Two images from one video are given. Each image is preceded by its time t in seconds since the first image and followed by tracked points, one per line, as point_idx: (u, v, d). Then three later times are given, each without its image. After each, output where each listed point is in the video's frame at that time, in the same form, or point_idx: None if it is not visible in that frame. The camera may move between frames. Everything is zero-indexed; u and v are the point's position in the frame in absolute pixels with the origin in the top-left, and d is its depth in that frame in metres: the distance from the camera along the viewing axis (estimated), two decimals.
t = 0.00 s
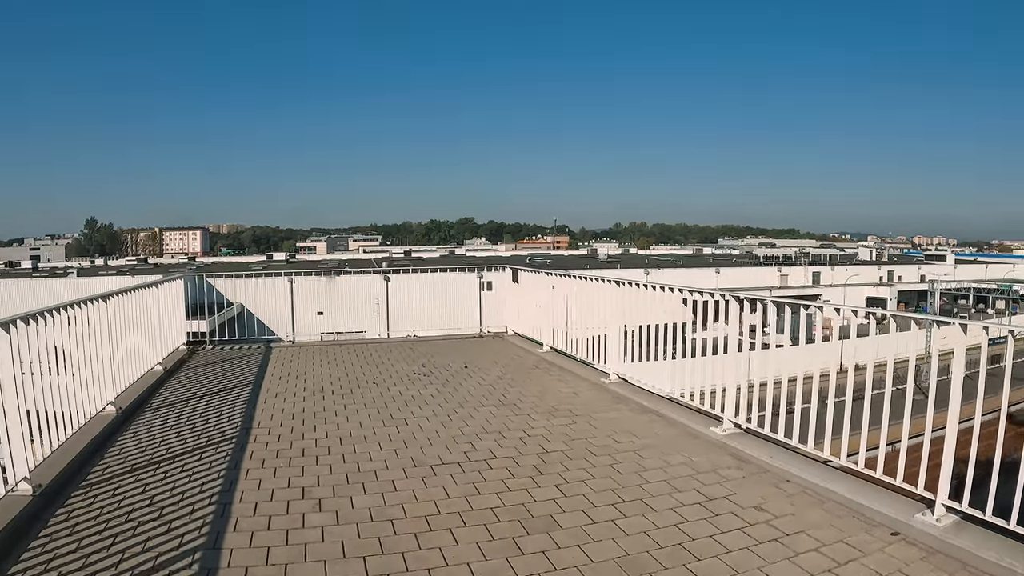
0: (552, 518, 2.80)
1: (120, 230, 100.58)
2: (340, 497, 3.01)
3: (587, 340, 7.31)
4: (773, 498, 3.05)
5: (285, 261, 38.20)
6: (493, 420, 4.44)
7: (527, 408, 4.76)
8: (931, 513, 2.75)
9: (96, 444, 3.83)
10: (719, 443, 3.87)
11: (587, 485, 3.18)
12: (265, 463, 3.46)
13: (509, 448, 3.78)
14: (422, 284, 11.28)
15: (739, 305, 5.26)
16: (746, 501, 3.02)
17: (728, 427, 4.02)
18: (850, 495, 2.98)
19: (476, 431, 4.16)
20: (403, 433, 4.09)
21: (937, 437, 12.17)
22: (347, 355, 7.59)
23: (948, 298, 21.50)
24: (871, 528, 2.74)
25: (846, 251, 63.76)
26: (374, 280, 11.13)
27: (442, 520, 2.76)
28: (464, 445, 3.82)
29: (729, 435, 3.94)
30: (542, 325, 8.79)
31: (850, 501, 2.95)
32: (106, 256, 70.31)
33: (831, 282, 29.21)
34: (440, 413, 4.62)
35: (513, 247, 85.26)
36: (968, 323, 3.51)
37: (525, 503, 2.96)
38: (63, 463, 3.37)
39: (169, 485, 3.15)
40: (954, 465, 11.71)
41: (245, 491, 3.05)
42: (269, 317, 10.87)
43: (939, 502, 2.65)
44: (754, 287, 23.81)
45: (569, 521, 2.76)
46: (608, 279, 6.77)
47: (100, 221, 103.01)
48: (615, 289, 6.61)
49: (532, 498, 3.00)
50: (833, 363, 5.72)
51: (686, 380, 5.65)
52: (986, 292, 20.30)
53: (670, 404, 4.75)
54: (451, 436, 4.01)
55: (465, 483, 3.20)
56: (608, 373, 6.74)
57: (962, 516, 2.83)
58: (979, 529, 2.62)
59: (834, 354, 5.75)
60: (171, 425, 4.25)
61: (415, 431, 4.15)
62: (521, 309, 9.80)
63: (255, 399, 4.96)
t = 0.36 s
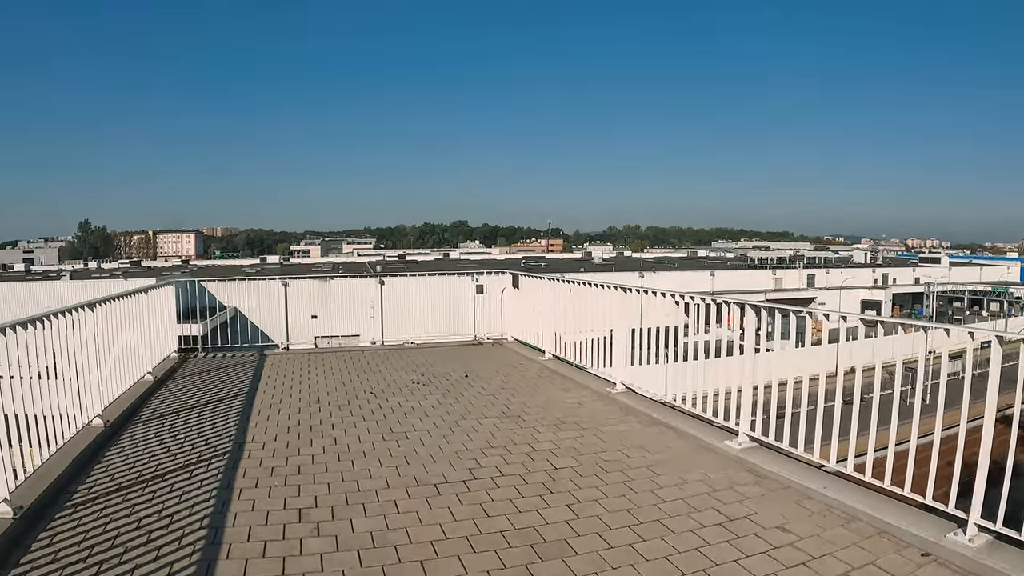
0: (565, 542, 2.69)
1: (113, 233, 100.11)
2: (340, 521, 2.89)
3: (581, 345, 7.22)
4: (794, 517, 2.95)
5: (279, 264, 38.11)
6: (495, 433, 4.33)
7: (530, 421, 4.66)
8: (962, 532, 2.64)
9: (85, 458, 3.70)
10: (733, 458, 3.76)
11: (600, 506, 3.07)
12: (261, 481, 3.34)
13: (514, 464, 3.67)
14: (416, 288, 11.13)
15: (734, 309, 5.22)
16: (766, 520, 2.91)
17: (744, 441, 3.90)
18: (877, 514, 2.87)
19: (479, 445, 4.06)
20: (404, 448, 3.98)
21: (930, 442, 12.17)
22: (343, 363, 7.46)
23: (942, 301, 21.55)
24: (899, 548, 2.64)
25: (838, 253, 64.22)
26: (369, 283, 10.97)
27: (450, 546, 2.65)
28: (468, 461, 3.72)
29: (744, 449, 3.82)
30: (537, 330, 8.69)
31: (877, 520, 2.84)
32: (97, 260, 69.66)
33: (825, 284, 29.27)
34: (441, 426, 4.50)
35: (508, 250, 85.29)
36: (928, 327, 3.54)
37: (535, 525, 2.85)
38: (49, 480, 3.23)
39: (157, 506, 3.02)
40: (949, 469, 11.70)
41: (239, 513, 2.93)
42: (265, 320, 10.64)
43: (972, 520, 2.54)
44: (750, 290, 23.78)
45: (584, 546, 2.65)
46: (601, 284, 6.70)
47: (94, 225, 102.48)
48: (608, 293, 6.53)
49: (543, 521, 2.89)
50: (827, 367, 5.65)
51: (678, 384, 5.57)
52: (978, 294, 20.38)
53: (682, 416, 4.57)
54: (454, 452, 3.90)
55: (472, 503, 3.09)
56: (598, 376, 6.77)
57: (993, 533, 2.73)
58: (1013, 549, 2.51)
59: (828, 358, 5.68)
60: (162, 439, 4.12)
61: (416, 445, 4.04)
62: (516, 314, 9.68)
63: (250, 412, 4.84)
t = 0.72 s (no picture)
0: (563, 566, 2.58)
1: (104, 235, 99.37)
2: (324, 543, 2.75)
3: (574, 348, 7.10)
4: (808, 536, 2.84)
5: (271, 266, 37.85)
6: (488, 444, 4.20)
7: (524, 430, 4.54)
8: (987, 551, 2.54)
9: (58, 469, 3.54)
10: (740, 470, 3.65)
11: (601, 524, 2.96)
12: (242, 497, 3.21)
13: (509, 479, 3.55)
14: (408, 290, 10.98)
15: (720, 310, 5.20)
16: (779, 540, 2.80)
17: (751, 451, 3.79)
18: (897, 532, 2.77)
19: (471, 456, 3.93)
20: (393, 460, 3.85)
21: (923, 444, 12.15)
22: (333, 369, 7.32)
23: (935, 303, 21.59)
24: (920, 569, 2.53)
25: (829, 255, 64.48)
26: (361, 285, 10.81)
27: (443, 570, 2.53)
28: (460, 475, 3.59)
29: (751, 461, 3.72)
30: (529, 332, 8.57)
31: (896, 538, 2.74)
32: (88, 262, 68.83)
33: (818, 286, 29.31)
34: (432, 436, 4.37)
35: (501, 252, 85.20)
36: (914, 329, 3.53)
37: (532, 547, 2.73)
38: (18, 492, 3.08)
39: (129, 524, 2.88)
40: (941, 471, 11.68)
41: (218, 532, 2.80)
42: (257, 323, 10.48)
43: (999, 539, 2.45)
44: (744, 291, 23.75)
45: (584, 570, 2.54)
46: (594, 286, 6.59)
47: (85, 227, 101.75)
48: (601, 295, 6.42)
49: (540, 541, 2.78)
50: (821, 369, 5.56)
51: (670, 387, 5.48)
52: (970, 296, 20.44)
53: (686, 425, 4.45)
54: (445, 464, 3.78)
55: (465, 522, 2.97)
56: (587, 377, 6.72)
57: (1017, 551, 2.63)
58: None
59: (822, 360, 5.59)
60: (139, 449, 3.97)
61: (406, 457, 3.91)
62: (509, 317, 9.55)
63: (233, 420, 4.69)
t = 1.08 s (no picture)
0: None
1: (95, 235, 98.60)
2: (310, 568, 2.64)
3: (569, 351, 7.00)
4: (829, 558, 2.75)
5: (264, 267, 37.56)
6: (484, 457, 4.09)
7: (521, 442, 4.43)
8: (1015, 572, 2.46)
9: (32, 484, 3.40)
10: (751, 484, 3.57)
11: (607, 546, 2.85)
12: (225, 517, 3.08)
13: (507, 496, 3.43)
14: (402, 292, 10.83)
15: (714, 313, 5.11)
16: (797, 562, 2.71)
17: (761, 465, 3.71)
18: (920, 554, 2.69)
19: (467, 471, 3.81)
20: (386, 475, 3.72)
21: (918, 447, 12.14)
22: (326, 374, 7.18)
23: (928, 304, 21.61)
24: None
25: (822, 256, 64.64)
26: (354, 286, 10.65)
27: None
28: (456, 492, 3.47)
29: (762, 474, 3.64)
30: (524, 335, 8.46)
31: (920, 559, 2.67)
32: (78, 262, 68.16)
33: (811, 287, 29.34)
34: (428, 449, 4.25)
35: (495, 253, 85.18)
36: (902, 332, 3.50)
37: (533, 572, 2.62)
38: None
39: (106, 546, 2.75)
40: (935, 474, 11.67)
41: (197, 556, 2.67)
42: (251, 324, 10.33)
43: None
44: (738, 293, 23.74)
45: None
46: (588, 289, 6.49)
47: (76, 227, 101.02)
48: (596, 298, 6.33)
49: (542, 566, 2.67)
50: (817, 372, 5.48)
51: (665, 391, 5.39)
52: (963, 297, 20.47)
53: (690, 437, 4.35)
54: (441, 480, 3.66)
55: (463, 546, 2.85)
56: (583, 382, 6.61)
57: None
58: None
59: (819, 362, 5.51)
60: (119, 462, 3.83)
61: (400, 473, 3.79)
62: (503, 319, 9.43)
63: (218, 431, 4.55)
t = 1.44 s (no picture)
0: None
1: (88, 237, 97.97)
2: None
3: (568, 353, 6.88)
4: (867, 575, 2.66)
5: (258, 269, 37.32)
6: (493, 468, 3.98)
7: (531, 452, 4.33)
8: None
9: (19, 501, 3.26)
10: (778, 496, 3.48)
11: (633, 567, 2.76)
12: (223, 537, 2.97)
13: (522, 512, 3.33)
14: (398, 293, 10.69)
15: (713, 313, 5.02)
16: None
17: (787, 476, 3.62)
18: (961, 569, 2.61)
19: (477, 485, 3.71)
20: (393, 490, 3.61)
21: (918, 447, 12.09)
22: (325, 380, 7.07)
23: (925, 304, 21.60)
24: None
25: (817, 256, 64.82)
26: (349, 287, 10.50)
27: None
28: (466, 508, 3.37)
29: (789, 486, 3.55)
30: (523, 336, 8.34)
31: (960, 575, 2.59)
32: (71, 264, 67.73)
33: (807, 288, 29.35)
34: (435, 460, 4.14)
35: (490, 255, 84.95)
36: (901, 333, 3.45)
37: None
38: None
39: (99, 568, 2.63)
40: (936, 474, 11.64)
41: None
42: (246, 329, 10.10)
43: None
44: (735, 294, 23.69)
45: None
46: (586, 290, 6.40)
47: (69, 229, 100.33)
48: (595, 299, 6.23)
49: None
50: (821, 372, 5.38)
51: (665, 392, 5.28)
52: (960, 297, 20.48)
53: (709, 446, 4.26)
54: (450, 494, 3.56)
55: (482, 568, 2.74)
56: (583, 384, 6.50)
57: None
58: None
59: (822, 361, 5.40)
60: (112, 477, 3.71)
61: (408, 487, 3.67)
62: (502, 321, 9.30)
63: (215, 442, 4.42)
